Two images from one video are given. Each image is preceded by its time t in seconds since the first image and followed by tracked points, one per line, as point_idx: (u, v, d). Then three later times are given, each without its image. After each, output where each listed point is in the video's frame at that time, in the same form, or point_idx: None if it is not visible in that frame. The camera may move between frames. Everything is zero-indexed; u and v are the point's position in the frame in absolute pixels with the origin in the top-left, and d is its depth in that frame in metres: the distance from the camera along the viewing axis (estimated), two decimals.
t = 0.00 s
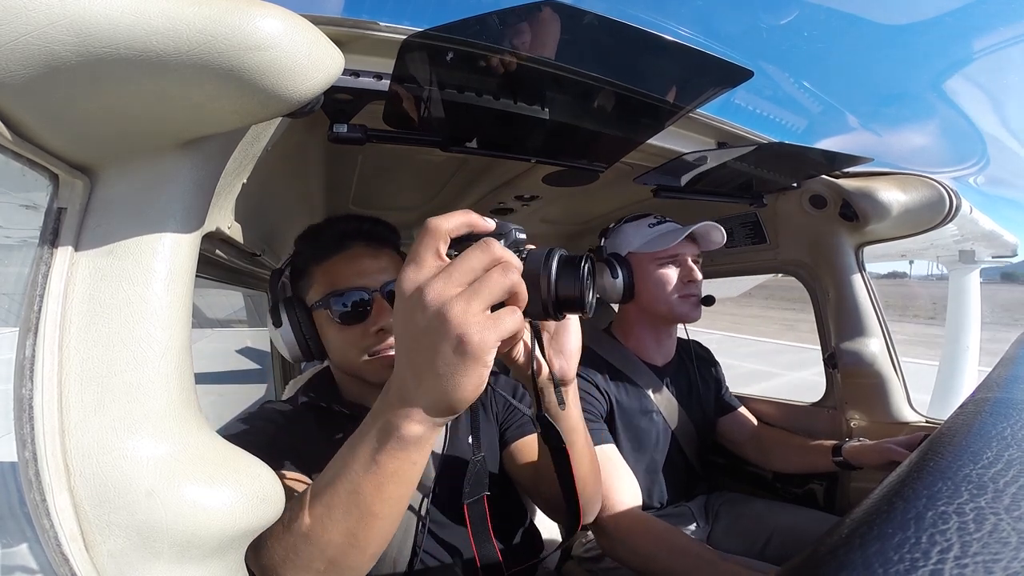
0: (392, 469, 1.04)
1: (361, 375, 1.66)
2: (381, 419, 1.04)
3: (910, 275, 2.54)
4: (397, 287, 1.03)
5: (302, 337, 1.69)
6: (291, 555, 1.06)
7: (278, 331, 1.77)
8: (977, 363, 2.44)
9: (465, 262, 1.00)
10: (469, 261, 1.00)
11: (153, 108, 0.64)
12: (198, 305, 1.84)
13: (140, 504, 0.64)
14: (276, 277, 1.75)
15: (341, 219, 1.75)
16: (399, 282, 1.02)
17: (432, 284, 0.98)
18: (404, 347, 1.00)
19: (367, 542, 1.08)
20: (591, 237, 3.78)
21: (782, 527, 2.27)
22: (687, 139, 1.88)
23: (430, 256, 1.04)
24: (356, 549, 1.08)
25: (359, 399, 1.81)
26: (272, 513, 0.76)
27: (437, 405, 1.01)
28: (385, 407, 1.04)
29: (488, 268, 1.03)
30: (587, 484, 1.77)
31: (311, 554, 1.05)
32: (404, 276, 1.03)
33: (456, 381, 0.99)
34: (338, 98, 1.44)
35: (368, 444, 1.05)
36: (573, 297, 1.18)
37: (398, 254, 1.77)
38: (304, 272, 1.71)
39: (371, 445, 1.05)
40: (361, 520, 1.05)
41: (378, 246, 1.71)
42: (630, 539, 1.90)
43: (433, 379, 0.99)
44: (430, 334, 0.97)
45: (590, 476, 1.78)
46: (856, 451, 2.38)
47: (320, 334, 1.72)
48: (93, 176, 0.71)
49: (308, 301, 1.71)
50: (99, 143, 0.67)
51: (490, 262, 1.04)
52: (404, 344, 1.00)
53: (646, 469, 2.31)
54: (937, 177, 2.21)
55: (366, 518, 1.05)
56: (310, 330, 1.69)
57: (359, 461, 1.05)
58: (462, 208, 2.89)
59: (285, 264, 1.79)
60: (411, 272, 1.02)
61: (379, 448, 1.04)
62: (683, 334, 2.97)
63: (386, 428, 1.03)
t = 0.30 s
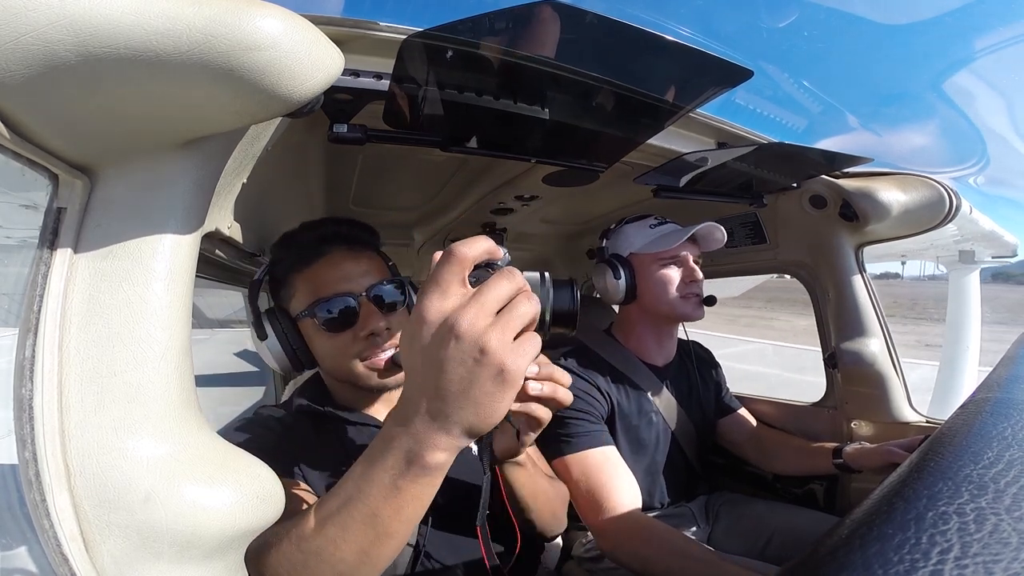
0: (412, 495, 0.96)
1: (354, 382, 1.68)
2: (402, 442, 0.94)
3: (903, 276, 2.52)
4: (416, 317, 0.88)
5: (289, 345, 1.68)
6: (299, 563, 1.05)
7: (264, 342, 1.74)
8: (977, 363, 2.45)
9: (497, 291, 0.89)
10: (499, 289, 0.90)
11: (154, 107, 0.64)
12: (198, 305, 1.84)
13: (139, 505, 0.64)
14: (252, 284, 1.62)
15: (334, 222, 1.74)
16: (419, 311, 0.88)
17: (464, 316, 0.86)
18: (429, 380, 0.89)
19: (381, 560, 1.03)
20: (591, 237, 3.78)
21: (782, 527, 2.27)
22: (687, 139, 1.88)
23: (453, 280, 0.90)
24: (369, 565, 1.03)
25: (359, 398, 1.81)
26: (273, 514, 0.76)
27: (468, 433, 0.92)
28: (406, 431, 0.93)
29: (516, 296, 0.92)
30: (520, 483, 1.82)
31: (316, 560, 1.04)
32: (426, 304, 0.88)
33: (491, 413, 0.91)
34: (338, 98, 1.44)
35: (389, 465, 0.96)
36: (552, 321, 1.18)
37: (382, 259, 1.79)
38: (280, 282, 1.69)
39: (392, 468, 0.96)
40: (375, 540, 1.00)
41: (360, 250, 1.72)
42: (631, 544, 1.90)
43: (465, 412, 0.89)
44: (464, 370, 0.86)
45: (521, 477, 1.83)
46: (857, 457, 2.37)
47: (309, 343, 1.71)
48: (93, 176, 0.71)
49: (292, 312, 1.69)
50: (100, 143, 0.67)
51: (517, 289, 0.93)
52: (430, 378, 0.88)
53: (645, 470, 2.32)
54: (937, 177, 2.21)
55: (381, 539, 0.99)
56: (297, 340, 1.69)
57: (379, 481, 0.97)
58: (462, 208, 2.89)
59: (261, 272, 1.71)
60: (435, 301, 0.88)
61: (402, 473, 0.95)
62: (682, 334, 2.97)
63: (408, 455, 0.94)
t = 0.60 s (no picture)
0: (402, 481, 0.97)
1: (350, 383, 1.68)
2: (387, 430, 0.94)
3: (898, 276, 2.57)
4: (390, 308, 0.87)
5: (282, 349, 1.66)
6: (303, 564, 1.05)
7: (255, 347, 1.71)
8: (977, 362, 2.48)
9: (469, 277, 0.89)
10: (471, 276, 0.90)
11: (154, 107, 0.64)
12: (198, 305, 1.84)
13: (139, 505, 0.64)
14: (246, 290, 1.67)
15: (329, 226, 1.77)
16: (392, 301, 0.87)
17: (439, 302, 0.86)
18: (406, 369, 0.88)
19: (376, 547, 1.04)
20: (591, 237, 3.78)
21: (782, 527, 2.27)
22: (687, 139, 1.88)
23: (424, 270, 0.90)
24: (364, 553, 1.05)
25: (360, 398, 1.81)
26: (272, 514, 0.76)
27: (453, 415, 0.92)
28: (389, 418, 0.92)
29: (486, 283, 0.93)
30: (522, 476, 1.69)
31: (319, 556, 1.04)
32: (398, 294, 0.87)
33: (472, 395, 0.91)
34: (338, 98, 1.44)
35: (375, 455, 0.96)
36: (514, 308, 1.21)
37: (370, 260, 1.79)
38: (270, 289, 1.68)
39: (379, 456, 0.96)
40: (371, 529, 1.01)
41: (347, 251, 1.72)
42: (632, 542, 1.90)
43: (449, 396, 0.89)
44: (442, 354, 0.86)
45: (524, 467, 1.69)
46: (857, 456, 2.36)
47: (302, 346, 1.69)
48: (93, 176, 0.71)
49: (284, 315, 1.68)
50: (100, 143, 0.67)
51: (487, 276, 0.94)
52: (407, 367, 0.88)
53: (645, 470, 2.33)
54: (937, 176, 2.21)
55: (376, 527, 1.01)
56: (290, 343, 1.67)
57: (366, 470, 0.98)
58: (462, 207, 2.89)
59: (253, 279, 1.73)
60: (408, 290, 0.87)
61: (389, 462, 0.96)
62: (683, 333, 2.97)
63: (393, 443, 0.94)
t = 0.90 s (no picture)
0: (395, 500, 0.97)
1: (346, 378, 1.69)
2: (376, 450, 0.94)
3: (897, 275, 2.58)
4: (380, 325, 0.88)
5: (283, 344, 1.66)
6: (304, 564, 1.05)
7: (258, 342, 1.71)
8: (977, 366, 2.41)
9: (461, 296, 0.89)
10: (464, 293, 0.90)
11: (154, 107, 0.64)
12: (198, 305, 1.84)
13: (139, 505, 0.64)
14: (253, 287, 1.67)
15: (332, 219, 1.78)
16: (384, 319, 0.88)
17: (428, 321, 0.86)
18: (395, 387, 0.88)
19: (374, 558, 1.05)
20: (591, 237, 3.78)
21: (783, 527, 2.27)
22: (687, 139, 1.88)
23: (416, 287, 0.90)
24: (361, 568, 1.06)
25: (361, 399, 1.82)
26: (273, 514, 0.76)
27: (443, 437, 0.93)
28: (378, 437, 0.93)
29: (479, 301, 0.92)
30: (523, 481, 1.69)
31: (320, 560, 1.04)
32: (390, 311, 0.88)
33: (461, 416, 0.91)
34: (338, 98, 1.44)
35: (366, 475, 0.96)
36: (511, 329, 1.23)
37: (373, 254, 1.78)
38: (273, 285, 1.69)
39: (370, 476, 0.96)
40: (366, 541, 1.02)
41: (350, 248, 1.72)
42: (631, 541, 1.89)
43: (437, 417, 0.89)
44: (430, 374, 0.86)
45: (525, 472, 1.70)
46: (860, 452, 2.36)
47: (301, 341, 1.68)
48: (93, 176, 0.71)
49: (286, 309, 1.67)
50: (99, 143, 0.67)
51: (480, 295, 0.94)
52: (397, 385, 0.88)
53: (641, 469, 2.33)
54: (937, 177, 2.21)
55: (369, 544, 1.02)
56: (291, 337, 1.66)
57: (358, 491, 0.98)
58: (462, 207, 2.89)
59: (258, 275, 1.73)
60: (398, 308, 0.88)
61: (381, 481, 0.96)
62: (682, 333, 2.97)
63: (384, 463, 0.94)
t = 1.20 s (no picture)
0: (380, 481, 0.97)
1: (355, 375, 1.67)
2: (361, 431, 0.94)
3: (898, 276, 2.58)
4: (361, 309, 0.89)
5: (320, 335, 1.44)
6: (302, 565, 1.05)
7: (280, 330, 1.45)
8: (977, 367, 2.38)
9: (437, 279, 0.92)
10: (440, 277, 0.93)
11: (154, 107, 0.63)
12: (198, 305, 1.84)
13: (139, 504, 0.64)
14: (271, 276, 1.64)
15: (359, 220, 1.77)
16: (365, 303, 0.89)
17: (410, 301, 0.88)
18: (378, 368, 0.89)
19: (364, 542, 1.04)
20: (591, 237, 3.78)
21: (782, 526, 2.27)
22: (687, 139, 1.87)
23: (393, 273, 0.92)
24: (350, 556, 1.06)
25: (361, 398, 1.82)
26: (273, 513, 0.76)
27: (427, 414, 0.93)
28: (362, 418, 0.93)
29: (454, 285, 0.95)
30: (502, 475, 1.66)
31: (321, 559, 1.04)
32: (370, 295, 0.89)
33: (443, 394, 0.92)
34: (338, 98, 1.44)
35: (351, 457, 0.96)
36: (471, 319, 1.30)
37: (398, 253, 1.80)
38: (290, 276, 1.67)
39: (356, 459, 0.96)
40: (356, 525, 1.01)
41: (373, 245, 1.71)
42: (631, 544, 1.89)
43: (422, 393, 0.90)
44: (415, 352, 0.88)
45: (507, 467, 1.67)
46: (858, 453, 2.36)
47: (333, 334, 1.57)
48: (93, 176, 0.71)
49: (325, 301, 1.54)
50: (99, 143, 0.67)
51: (455, 280, 0.96)
52: (381, 365, 0.88)
53: (642, 472, 2.33)
54: (937, 177, 2.21)
55: (359, 528, 1.02)
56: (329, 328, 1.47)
57: (343, 473, 0.98)
58: (462, 207, 2.89)
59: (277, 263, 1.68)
60: (379, 292, 0.90)
61: (365, 465, 0.96)
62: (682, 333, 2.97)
63: (369, 446, 0.94)
